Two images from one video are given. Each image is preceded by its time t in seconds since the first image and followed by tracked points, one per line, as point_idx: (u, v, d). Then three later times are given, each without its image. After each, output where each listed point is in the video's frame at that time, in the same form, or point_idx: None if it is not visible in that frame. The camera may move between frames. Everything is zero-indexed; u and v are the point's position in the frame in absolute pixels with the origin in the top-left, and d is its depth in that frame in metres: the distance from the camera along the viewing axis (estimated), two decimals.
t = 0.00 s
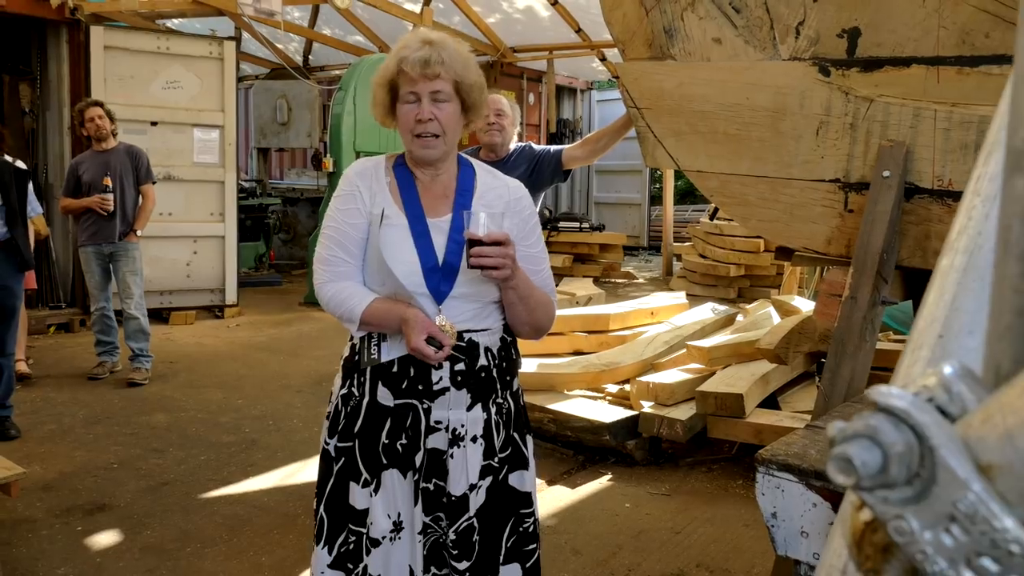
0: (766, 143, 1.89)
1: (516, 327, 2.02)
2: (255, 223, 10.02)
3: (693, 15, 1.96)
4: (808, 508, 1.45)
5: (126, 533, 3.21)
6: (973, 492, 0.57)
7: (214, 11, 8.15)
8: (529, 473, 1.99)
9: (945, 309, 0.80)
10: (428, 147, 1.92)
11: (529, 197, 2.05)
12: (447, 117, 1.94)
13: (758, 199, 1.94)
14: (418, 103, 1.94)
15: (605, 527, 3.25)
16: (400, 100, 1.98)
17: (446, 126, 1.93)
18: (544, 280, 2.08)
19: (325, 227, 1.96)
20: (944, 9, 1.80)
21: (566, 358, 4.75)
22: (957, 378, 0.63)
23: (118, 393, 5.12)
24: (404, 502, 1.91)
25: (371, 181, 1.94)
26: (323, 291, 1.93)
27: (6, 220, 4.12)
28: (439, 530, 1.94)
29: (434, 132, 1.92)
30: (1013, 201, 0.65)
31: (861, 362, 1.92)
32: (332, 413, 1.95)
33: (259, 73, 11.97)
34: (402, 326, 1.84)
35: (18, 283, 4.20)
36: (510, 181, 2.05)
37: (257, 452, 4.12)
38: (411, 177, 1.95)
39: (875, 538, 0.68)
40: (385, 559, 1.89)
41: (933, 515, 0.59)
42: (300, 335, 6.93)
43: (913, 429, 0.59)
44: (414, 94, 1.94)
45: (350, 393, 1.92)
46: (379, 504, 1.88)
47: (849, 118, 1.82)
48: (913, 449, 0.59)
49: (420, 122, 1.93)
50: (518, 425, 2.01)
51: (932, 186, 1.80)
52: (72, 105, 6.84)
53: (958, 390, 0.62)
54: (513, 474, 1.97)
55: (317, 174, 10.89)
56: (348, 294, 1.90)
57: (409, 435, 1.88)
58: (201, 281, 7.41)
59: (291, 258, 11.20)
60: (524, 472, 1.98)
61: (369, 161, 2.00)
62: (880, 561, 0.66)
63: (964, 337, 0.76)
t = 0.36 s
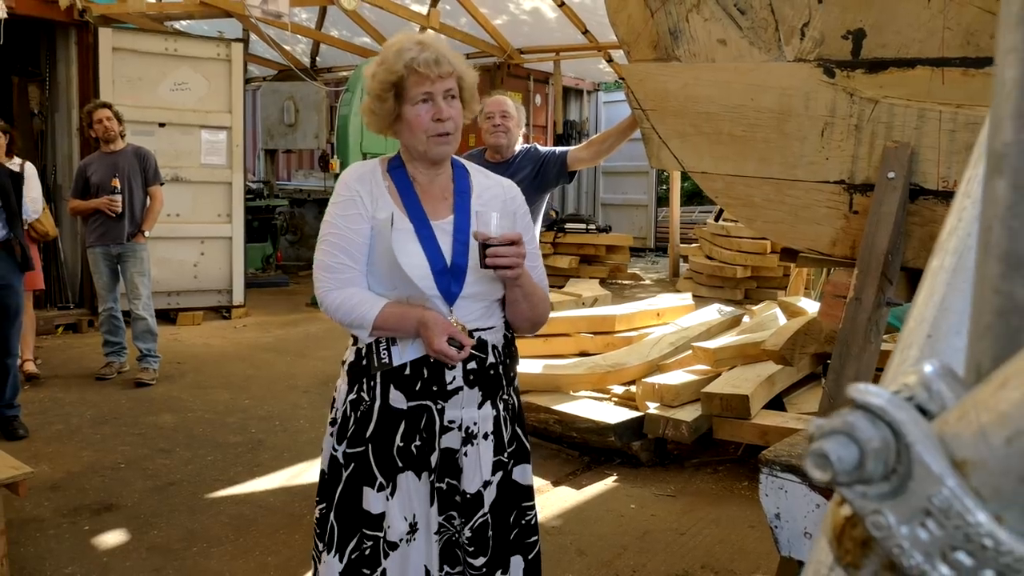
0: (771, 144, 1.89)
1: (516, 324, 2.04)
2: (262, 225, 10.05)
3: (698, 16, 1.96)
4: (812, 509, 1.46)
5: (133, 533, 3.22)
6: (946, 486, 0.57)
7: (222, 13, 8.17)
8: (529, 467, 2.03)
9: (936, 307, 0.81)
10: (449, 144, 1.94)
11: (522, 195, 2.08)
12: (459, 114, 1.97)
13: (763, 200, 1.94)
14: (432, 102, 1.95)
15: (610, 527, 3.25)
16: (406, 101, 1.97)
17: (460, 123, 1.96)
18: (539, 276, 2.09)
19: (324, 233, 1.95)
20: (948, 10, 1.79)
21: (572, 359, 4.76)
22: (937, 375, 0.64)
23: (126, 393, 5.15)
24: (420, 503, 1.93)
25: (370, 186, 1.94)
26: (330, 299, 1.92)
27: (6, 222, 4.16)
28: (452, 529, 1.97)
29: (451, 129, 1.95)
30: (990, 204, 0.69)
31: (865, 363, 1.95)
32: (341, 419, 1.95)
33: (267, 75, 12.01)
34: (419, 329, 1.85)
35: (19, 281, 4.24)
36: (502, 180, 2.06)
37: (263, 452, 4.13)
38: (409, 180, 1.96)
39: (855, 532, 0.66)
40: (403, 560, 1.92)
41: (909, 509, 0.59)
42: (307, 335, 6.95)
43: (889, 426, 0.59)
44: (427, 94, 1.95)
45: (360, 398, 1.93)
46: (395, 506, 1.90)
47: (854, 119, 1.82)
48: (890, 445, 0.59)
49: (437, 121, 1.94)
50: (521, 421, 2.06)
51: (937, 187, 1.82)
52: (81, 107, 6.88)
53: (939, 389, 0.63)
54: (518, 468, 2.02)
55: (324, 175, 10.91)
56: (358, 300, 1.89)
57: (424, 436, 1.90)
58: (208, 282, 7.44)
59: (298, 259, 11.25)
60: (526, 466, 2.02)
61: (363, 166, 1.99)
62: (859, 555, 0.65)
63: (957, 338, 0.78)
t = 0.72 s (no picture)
0: (777, 145, 1.89)
1: (513, 321, 2.14)
2: (270, 227, 10.08)
3: (703, 18, 1.96)
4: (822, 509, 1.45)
5: (141, 535, 3.24)
6: (927, 482, 0.58)
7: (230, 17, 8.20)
8: (533, 459, 2.07)
9: (929, 307, 0.91)
10: (460, 147, 1.99)
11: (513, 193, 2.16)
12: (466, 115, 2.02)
13: (768, 201, 1.94)
14: (442, 105, 1.99)
15: (617, 529, 3.25)
16: (415, 105, 1.98)
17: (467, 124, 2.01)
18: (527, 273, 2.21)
19: (332, 243, 1.93)
20: (953, 11, 1.79)
21: (579, 361, 4.76)
22: (923, 373, 0.66)
23: (134, 396, 5.17)
24: (446, 506, 1.96)
25: (375, 192, 1.95)
26: (347, 311, 1.92)
27: (6, 226, 4.12)
28: (475, 528, 2.02)
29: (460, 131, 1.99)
30: (975, 202, 0.72)
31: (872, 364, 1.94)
32: (360, 429, 1.95)
33: (274, 78, 12.04)
34: (449, 334, 1.90)
35: (23, 284, 4.22)
36: (494, 180, 2.14)
37: (271, 454, 4.15)
38: (411, 185, 1.98)
39: (840, 527, 0.68)
40: (431, 564, 1.94)
41: (891, 504, 0.59)
42: (314, 338, 6.97)
43: (871, 422, 0.60)
44: (438, 97, 1.98)
45: (379, 406, 1.93)
46: (423, 512, 1.92)
47: (859, 119, 1.82)
48: (873, 440, 0.60)
49: (449, 124, 1.98)
50: (524, 414, 2.15)
51: (943, 187, 1.84)
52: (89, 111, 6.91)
53: (924, 384, 0.65)
54: (525, 461, 2.07)
55: (331, 178, 10.94)
56: (378, 309, 1.90)
57: (448, 439, 1.94)
58: (216, 285, 7.46)
59: (306, 262, 11.30)
60: (531, 458, 2.07)
61: (361, 173, 1.99)
62: (845, 550, 0.66)
63: (944, 335, 0.87)
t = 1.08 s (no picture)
0: (781, 145, 1.88)
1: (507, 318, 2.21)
2: (275, 228, 10.11)
3: (706, 18, 1.96)
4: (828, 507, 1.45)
5: (146, 535, 3.25)
6: (915, 478, 0.58)
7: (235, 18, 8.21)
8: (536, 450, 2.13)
9: (926, 305, 0.92)
10: (462, 150, 2.01)
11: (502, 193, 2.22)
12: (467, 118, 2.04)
13: (772, 201, 1.94)
14: (448, 106, 2.00)
15: (622, 529, 3.24)
16: (422, 103, 1.98)
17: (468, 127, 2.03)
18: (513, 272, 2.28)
19: (347, 252, 1.90)
20: (957, 9, 1.78)
21: (584, 361, 4.76)
22: (912, 371, 0.68)
23: (140, 396, 5.18)
24: (468, 505, 2.00)
25: (385, 196, 1.94)
26: (369, 320, 1.89)
27: (8, 227, 4.14)
28: (489, 523, 2.05)
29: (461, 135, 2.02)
30: (966, 200, 0.74)
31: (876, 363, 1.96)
32: (379, 435, 1.95)
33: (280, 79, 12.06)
34: (476, 334, 1.92)
35: (26, 286, 4.24)
36: (484, 179, 2.19)
37: (277, 454, 4.15)
38: (413, 187, 1.99)
39: (829, 524, 0.68)
40: (456, 562, 1.99)
41: (880, 501, 0.60)
42: (320, 338, 6.98)
43: (860, 419, 0.60)
44: (444, 98, 1.99)
45: (399, 411, 1.94)
46: (447, 512, 1.95)
47: (863, 119, 1.82)
48: (861, 438, 0.60)
49: (453, 126, 2.00)
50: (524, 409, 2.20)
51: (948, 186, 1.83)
52: (94, 113, 6.93)
53: (913, 382, 0.66)
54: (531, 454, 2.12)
55: (336, 178, 10.96)
56: (402, 316, 1.89)
57: (468, 437, 1.98)
58: (222, 286, 7.48)
59: (311, 262, 11.32)
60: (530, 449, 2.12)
61: (365, 177, 1.97)
62: (834, 546, 0.67)
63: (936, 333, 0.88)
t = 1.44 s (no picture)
0: (780, 143, 1.89)
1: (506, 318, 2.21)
2: (276, 231, 10.12)
3: (705, 17, 1.96)
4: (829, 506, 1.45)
5: (149, 539, 3.25)
6: (914, 477, 0.58)
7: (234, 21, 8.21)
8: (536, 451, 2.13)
9: (926, 302, 0.92)
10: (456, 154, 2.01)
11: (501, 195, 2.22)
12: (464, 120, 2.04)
13: (772, 199, 1.94)
14: (445, 109, 2.00)
15: (624, 529, 3.24)
16: (419, 104, 1.99)
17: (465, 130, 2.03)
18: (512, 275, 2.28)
19: (346, 254, 1.91)
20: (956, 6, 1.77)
21: (586, 361, 4.76)
22: (912, 368, 0.68)
23: (142, 400, 5.19)
24: (467, 507, 2.00)
25: (384, 198, 1.94)
26: (368, 322, 1.89)
27: (9, 232, 4.14)
28: (488, 526, 2.05)
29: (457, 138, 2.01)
30: (964, 196, 0.75)
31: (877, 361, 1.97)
32: (378, 438, 1.95)
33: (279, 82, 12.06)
34: (475, 336, 1.93)
35: (25, 291, 4.23)
36: (484, 181, 2.18)
37: (278, 457, 4.16)
38: (413, 190, 2.00)
39: (828, 524, 0.68)
40: (456, 564, 1.99)
41: (879, 500, 0.60)
42: (321, 340, 6.99)
43: (858, 418, 0.60)
44: (441, 100, 1.99)
45: (398, 414, 1.94)
46: (447, 515, 1.95)
47: (863, 116, 1.83)
48: (860, 436, 0.60)
49: (450, 128, 2.00)
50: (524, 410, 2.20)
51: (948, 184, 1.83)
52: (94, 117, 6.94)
53: (911, 381, 0.67)
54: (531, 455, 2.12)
55: (337, 181, 10.97)
56: (402, 318, 1.89)
57: (467, 439, 1.98)
58: (223, 289, 7.49)
59: (312, 265, 11.32)
60: (531, 451, 2.12)
61: (365, 179, 1.98)
62: (835, 546, 0.67)
63: (936, 330, 0.89)
